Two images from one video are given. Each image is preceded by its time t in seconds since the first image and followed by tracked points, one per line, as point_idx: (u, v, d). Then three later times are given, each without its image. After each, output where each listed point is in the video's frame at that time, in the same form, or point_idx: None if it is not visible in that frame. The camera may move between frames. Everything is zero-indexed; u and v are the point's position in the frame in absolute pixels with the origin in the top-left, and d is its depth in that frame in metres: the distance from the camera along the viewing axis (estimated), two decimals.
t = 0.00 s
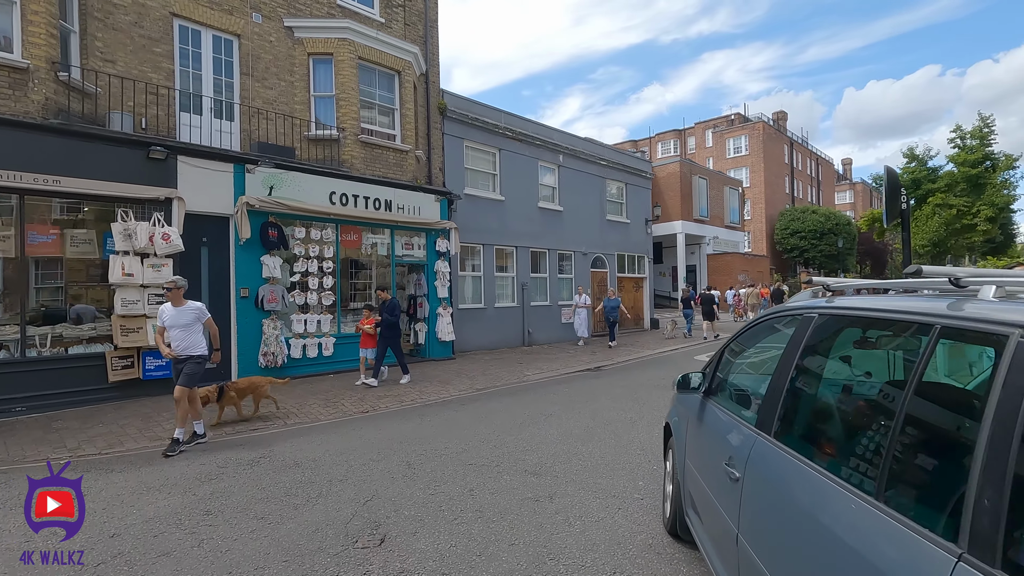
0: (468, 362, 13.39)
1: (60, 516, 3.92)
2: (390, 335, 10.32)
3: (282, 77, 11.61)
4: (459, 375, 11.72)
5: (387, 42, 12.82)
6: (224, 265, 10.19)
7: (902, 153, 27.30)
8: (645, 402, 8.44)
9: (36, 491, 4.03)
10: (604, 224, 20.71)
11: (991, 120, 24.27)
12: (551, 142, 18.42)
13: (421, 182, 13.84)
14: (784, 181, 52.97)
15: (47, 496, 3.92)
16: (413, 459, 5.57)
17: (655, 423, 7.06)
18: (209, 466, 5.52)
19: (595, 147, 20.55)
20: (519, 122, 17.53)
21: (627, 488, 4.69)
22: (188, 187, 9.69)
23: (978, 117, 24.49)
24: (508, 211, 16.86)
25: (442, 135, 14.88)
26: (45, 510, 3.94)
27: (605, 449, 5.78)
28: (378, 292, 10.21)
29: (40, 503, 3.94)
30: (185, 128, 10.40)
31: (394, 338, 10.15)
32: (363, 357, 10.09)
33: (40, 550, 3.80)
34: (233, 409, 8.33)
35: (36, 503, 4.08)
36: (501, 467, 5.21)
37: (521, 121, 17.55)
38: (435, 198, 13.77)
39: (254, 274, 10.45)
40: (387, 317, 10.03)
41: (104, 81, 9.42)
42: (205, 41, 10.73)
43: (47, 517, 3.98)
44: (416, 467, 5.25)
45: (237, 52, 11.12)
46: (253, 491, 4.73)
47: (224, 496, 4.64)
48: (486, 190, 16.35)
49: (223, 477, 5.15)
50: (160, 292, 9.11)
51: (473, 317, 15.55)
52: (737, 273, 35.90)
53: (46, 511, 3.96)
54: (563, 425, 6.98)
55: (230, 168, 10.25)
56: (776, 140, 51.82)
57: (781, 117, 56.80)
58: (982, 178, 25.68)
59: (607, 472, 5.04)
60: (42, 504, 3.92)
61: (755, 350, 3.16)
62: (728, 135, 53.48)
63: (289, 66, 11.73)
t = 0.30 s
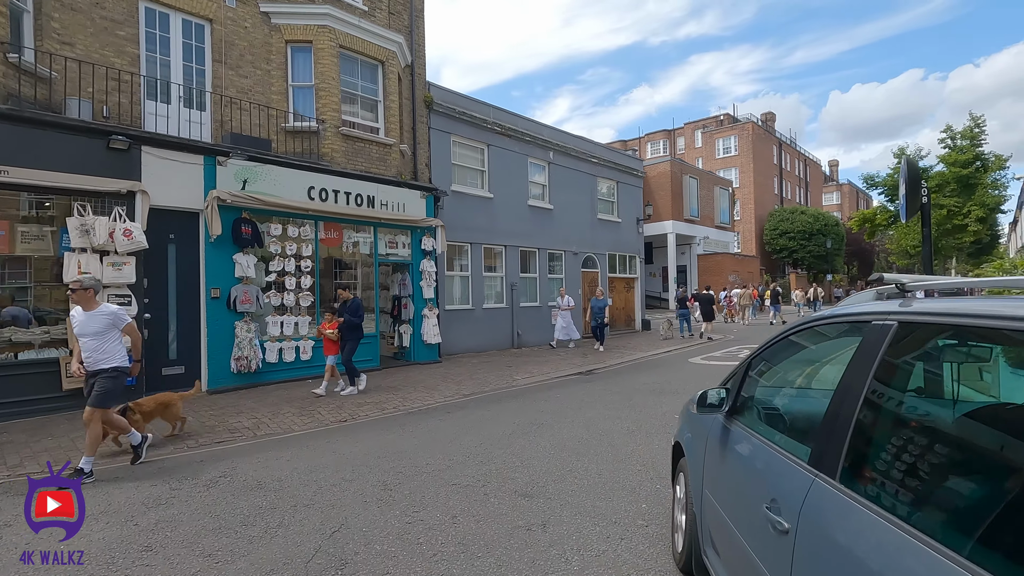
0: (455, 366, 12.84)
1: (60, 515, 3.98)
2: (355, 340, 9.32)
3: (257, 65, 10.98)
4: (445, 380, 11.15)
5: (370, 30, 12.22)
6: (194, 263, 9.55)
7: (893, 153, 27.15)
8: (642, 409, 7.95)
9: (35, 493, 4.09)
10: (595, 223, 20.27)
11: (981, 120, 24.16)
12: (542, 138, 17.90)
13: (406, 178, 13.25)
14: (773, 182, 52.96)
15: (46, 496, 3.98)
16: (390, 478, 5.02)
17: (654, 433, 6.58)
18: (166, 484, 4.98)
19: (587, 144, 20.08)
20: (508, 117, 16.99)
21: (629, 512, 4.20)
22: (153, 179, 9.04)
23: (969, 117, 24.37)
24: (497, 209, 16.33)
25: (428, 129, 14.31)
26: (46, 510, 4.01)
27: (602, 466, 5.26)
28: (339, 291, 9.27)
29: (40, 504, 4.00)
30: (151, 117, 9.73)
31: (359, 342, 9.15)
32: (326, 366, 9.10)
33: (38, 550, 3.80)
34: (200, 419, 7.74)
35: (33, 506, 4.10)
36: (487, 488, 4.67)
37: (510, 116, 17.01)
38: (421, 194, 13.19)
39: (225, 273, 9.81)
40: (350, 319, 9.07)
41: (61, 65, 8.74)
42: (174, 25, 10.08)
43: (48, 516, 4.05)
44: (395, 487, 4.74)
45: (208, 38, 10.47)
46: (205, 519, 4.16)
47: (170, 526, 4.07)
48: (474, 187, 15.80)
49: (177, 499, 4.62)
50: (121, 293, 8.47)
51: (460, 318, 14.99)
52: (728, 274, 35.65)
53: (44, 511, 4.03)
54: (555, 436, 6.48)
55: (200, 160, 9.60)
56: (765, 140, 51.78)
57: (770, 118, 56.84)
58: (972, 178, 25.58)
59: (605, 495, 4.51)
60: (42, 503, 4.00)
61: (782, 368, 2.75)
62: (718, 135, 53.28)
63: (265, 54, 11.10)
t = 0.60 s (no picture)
0: (439, 370, 12.32)
1: (60, 516, 3.93)
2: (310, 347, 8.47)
3: (229, 53, 10.38)
4: (429, 385, 10.62)
5: (350, 19, 11.66)
6: (158, 263, 8.95)
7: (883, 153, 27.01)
8: (634, 417, 7.49)
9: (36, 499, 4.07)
10: (585, 222, 19.83)
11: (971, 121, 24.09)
12: (530, 135, 17.41)
13: (388, 174, 12.70)
14: (762, 183, 53.01)
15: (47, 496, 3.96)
16: (360, 500, 4.51)
17: (649, 445, 6.12)
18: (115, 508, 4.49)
19: (576, 141, 19.64)
20: (495, 112, 16.47)
21: (624, 541, 3.73)
22: (112, 172, 8.43)
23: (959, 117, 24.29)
24: (484, 207, 15.84)
25: (411, 124, 13.78)
26: (46, 510, 3.99)
27: (594, 485, 4.79)
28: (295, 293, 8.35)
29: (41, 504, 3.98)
30: (112, 106, 9.10)
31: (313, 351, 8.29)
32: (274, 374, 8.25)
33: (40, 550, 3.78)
34: (161, 430, 7.19)
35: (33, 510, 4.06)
36: (466, 512, 4.19)
37: (497, 111, 16.49)
38: (403, 191, 12.64)
39: (192, 273, 9.21)
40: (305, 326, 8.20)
41: (11, 48, 8.12)
42: (138, 9, 9.46)
43: (48, 518, 4.00)
44: (365, 511, 4.25)
45: (176, 23, 9.86)
46: (143, 554, 3.64)
47: (101, 562, 3.54)
48: (460, 185, 15.28)
49: (116, 528, 4.10)
50: (75, 293, 7.83)
51: (445, 320, 14.46)
52: (718, 274, 35.44)
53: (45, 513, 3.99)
54: (543, 448, 6.00)
55: (164, 152, 9.00)
56: (753, 141, 51.75)
57: (758, 119, 56.98)
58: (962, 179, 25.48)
59: (598, 521, 4.03)
60: (43, 504, 3.96)
61: (803, 388, 2.36)
62: (706, 135, 53.13)
63: (237, 42, 10.50)
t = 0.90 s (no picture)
0: (420, 373, 11.75)
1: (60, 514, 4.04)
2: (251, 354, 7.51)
3: (195, 37, 9.72)
4: (408, 389, 10.07)
5: (326, 3, 11.05)
6: (113, 259, 8.28)
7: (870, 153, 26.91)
8: (625, 425, 6.99)
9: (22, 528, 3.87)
10: (572, 220, 19.36)
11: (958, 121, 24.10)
12: (516, 130, 16.90)
13: (366, 167, 12.11)
14: (748, 183, 53.10)
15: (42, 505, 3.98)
16: (321, 526, 3.98)
17: (643, 458, 5.62)
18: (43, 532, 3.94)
19: (563, 138, 19.15)
20: (480, 106, 15.92)
21: None
22: (61, 160, 7.76)
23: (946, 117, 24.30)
24: (468, 204, 15.29)
25: (392, 116, 13.20)
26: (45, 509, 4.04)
27: (584, 506, 4.29)
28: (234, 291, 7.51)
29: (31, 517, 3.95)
30: (63, 90, 8.40)
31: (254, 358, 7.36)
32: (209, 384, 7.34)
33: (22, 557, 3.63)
34: (110, 442, 6.55)
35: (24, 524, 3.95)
36: (439, 542, 3.66)
37: (482, 105, 15.95)
38: (382, 185, 12.06)
39: (151, 271, 8.55)
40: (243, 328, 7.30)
41: None
42: None
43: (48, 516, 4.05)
44: (322, 542, 3.70)
45: (136, 2, 9.17)
46: None
47: None
48: (443, 180, 14.72)
49: (29, 566, 3.51)
50: (17, 292, 7.15)
51: (428, 321, 13.89)
52: (705, 274, 35.28)
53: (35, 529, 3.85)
54: (528, 462, 5.49)
55: (120, 140, 8.33)
56: (740, 142, 51.75)
57: (744, 120, 57.12)
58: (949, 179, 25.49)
59: (588, 551, 3.53)
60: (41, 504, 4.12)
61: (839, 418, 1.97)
62: (693, 135, 53.00)
63: (204, 25, 9.84)
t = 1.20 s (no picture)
0: (400, 376, 11.18)
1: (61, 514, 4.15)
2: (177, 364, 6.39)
3: (157, 17, 9.06)
4: (387, 394, 9.51)
5: None
6: (63, 254, 7.61)
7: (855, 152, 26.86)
8: (617, 432, 6.53)
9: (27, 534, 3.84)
10: (559, 218, 18.92)
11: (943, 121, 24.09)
12: (502, 124, 16.40)
13: (344, 160, 11.51)
14: (733, 184, 53.20)
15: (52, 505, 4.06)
16: (276, 558, 3.46)
17: (638, 470, 5.16)
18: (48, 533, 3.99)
19: (550, 133, 18.69)
20: (464, 99, 15.38)
21: None
22: (4, 146, 7.10)
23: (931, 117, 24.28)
24: (452, 200, 14.76)
25: (371, 107, 12.61)
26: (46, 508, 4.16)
27: (577, 530, 3.81)
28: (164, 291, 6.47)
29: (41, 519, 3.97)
30: (9, 71, 7.72)
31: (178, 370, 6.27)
32: (130, 398, 6.34)
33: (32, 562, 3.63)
34: (52, 456, 5.91)
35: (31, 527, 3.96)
36: None
37: (466, 98, 15.41)
38: (361, 179, 11.48)
39: (106, 267, 7.89)
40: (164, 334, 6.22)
41: None
42: None
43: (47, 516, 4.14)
44: None
45: None
46: None
47: None
48: (426, 175, 14.16)
49: None
50: None
51: (409, 321, 13.33)
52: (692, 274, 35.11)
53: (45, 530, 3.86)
54: (514, 476, 5.00)
55: (71, 125, 7.68)
56: (725, 142, 51.82)
57: (729, 120, 57.24)
58: (934, 179, 25.50)
59: None
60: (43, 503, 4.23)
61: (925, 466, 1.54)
62: (679, 135, 52.92)
63: (167, 5, 9.20)
